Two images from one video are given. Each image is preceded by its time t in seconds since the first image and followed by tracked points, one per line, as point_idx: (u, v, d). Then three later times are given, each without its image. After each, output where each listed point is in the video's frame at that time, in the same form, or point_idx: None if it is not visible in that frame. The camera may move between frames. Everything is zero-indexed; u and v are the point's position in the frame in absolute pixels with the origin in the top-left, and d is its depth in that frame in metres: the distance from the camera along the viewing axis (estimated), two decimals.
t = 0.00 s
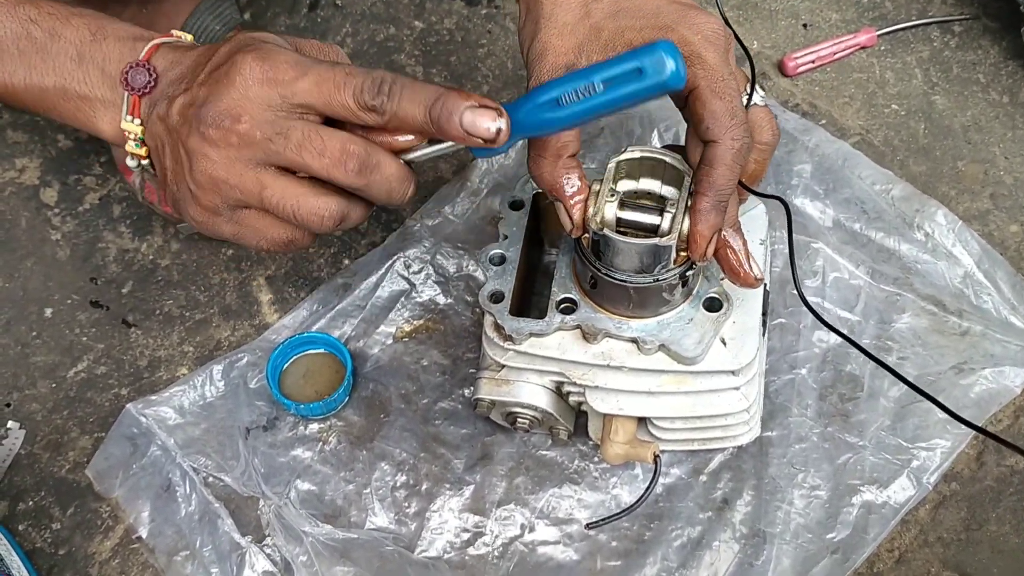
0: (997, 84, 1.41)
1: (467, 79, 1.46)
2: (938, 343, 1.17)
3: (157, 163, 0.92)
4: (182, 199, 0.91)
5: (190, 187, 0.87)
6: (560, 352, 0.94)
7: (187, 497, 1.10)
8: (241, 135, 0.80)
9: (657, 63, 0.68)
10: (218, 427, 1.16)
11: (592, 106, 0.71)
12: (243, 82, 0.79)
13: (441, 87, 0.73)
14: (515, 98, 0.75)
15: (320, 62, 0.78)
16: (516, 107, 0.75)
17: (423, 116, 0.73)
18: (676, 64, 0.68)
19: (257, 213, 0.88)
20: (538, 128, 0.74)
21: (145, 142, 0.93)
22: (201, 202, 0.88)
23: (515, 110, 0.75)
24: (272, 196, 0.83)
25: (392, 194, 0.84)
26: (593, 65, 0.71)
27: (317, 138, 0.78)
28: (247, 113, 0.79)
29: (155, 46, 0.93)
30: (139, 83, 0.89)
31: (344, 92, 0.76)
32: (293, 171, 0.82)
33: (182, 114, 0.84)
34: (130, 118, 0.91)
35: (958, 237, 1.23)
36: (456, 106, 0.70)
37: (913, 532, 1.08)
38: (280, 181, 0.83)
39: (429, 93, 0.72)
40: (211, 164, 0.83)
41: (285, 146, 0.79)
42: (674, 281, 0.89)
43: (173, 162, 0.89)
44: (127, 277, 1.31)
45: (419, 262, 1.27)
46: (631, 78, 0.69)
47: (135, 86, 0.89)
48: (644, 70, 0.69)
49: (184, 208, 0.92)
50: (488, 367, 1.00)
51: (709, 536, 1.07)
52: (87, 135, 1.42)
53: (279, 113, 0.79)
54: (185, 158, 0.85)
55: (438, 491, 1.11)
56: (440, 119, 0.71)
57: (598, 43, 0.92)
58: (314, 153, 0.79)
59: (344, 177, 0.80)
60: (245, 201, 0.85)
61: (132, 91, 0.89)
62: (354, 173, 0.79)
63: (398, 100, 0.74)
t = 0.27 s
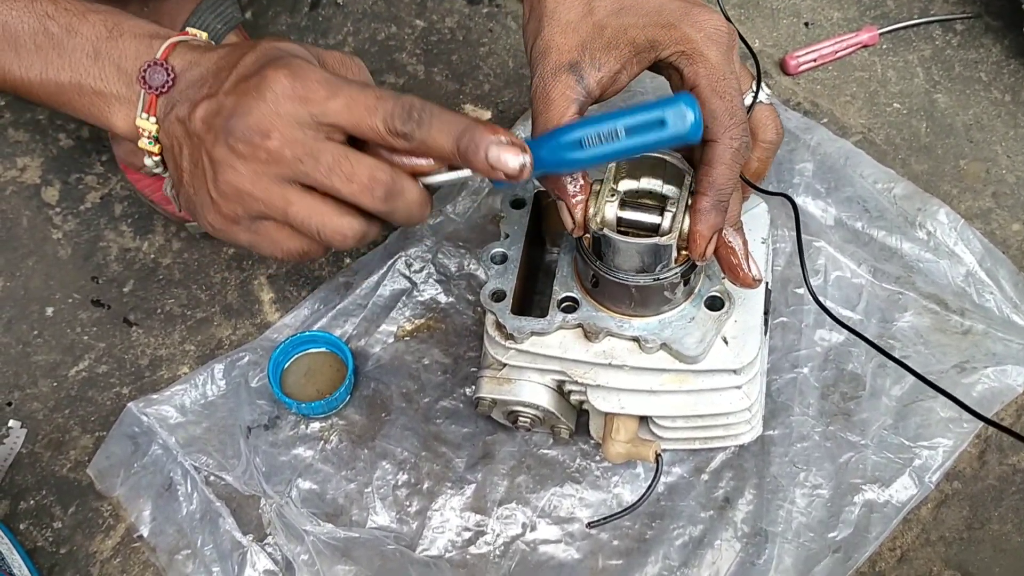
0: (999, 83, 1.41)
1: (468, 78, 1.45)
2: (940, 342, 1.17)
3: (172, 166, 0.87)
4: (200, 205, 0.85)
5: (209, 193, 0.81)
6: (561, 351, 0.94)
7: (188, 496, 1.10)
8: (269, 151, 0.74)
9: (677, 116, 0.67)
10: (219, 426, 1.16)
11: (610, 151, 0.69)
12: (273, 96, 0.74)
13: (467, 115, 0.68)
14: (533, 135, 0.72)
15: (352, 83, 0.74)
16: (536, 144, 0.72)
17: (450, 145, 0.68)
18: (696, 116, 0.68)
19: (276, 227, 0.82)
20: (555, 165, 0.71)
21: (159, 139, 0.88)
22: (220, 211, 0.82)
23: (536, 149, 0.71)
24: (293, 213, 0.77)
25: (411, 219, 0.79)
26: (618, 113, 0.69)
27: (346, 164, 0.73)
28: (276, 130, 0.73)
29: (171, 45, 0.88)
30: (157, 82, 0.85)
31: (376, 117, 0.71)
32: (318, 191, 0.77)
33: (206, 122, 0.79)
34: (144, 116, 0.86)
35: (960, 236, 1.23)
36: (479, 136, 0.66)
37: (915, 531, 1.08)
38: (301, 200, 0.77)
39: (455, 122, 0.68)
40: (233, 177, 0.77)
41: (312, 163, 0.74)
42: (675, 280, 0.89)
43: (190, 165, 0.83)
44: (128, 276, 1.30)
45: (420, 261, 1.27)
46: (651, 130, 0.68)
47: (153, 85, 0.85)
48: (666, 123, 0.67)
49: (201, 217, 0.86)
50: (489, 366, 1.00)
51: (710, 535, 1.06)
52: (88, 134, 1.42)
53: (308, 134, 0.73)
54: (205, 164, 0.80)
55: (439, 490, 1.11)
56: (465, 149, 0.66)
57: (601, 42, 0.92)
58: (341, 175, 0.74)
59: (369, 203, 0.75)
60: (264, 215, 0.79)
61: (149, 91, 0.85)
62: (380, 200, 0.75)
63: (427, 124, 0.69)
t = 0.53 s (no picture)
0: (998, 83, 1.41)
1: (467, 78, 1.45)
2: (939, 342, 1.17)
3: (177, 168, 0.86)
4: (206, 207, 0.84)
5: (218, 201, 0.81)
6: (560, 351, 0.94)
7: (187, 496, 1.10)
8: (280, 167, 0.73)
9: (682, 146, 0.70)
10: (219, 426, 1.16)
11: (616, 175, 0.72)
12: (283, 109, 0.73)
13: (481, 139, 0.69)
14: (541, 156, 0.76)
15: (366, 100, 0.72)
16: (544, 163, 0.75)
17: (463, 169, 0.69)
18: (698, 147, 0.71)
19: (284, 235, 0.82)
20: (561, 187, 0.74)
21: (161, 137, 0.87)
22: (229, 217, 0.82)
23: (544, 168, 0.75)
24: (303, 226, 0.77)
25: (418, 232, 0.80)
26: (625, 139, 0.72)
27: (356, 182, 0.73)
28: (286, 146, 0.73)
29: (174, 42, 0.86)
30: (160, 81, 0.84)
31: (388, 137, 0.71)
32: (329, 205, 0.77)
33: (214, 129, 0.78)
34: (146, 114, 0.85)
35: (958, 236, 1.23)
36: (490, 161, 0.68)
37: (913, 531, 1.08)
38: (312, 214, 0.77)
39: (470, 145, 0.69)
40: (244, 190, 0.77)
41: (320, 179, 0.73)
42: (673, 280, 0.89)
43: (198, 171, 0.82)
44: (127, 276, 1.31)
45: (420, 261, 1.27)
46: (656, 158, 0.71)
47: (157, 84, 0.84)
48: (670, 151, 0.70)
49: (206, 220, 0.86)
50: (488, 366, 1.00)
51: (709, 535, 1.07)
52: (87, 135, 1.42)
53: (317, 149, 0.73)
54: (213, 173, 0.79)
55: (438, 490, 1.11)
56: (477, 175, 0.68)
57: (625, 32, 0.94)
58: (350, 194, 0.73)
59: (379, 220, 0.75)
60: (273, 224, 0.79)
61: (151, 89, 0.84)
62: (390, 220, 0.75)
63: (441, 148, 0.69)
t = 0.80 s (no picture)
0: (995, 82, 1.41)
1: (465, 78, 1.45)
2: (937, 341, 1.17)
3: (169, 162, 0.88)
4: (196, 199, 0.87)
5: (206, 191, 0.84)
6: (557, 350, 0.94)
7: (184, 495, 1.10)
8: (264, 152, 0.76)
9: (672, 111, 0.68)
10: (216, 426, 1.16)
11: (606, 146, 0.71)
12: (266, 96, 0.76)
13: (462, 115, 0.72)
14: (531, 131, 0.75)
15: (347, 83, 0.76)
16: (534, 138, 0.74)
17: (445, 145, 0.72)
18: (693, 114, 0.68)
19: (274, 225, 0.85)
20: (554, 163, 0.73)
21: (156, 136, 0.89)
22: (217, 209, 0.85)
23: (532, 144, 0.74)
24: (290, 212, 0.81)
25: (404, 218, 0.83)
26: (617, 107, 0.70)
27: (340, 164, 0.77)
28: (271, 133, 0.76)
29: (168, 41, 0.88)
30: (153, 79, 0.85)
31: (370, 117, 0.74)
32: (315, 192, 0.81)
33: (202, 121, 0.81)
34: (141, 113, 0.87)
35: (957, 235, 1.23)
36: (475, 137, 0.70)
37: (911, 530, 1.08)
38: (300, 203, 0.81)
39: (451, 122, 0.72)
40: (230, 178, 0.79)
41: (304, 164, 0.77)
42: (671, 279, 0.89)
43: (188, 164, 0.85)
44: (124, 276, 1.30)
45: (417, 261, 1.27)
46: (645, 125, 0.69)
47: (150, 81, 0.85)
48: (661, 116, 0.68)
49: (197, 213, 0.89)
50: (485, 365, 1.00)
51: (706, 534, 1.07)
52: (84, 134, 1.42)
53: (302, 135, 0.77)
54: (201, 164, 0.82)
55: (435, 490, 1.11)
56: (461, 150, 0.71)
57: (616, 18, 0.95)
58: (334, 177, 0.77)
59: (363, 202, 0.79)
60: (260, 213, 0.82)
61: (145, 87, 0.85)
62: (373, 203, 0.79)
63: (422, 128, 0.73)
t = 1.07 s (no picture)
0: (996, 80, 1.40)
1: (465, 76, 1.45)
2: (937, 339, 1.17)
3: (185, 118, 0.88)
4: (210, 157, 0.86)
5: (222, 146, 0.82)
6: (558, 348, 0.94)
7: (183, 493, 1.10)
8: (285, 98, 0.76)
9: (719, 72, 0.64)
10: (215, 424, 1.16)
11: (648, 100, 0.67)
12: (285, 36, 0.75)
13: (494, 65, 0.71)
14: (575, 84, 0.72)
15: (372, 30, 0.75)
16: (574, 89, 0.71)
17: (475, 96, 0.71)
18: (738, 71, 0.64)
19: (291, 179, 0.84)
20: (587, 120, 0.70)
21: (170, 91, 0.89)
22: (233, 162, 0.83)
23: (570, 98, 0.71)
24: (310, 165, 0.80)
25: (429, 174, 0.81)
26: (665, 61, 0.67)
27: (364, 111, 0.76)
28: (292, 79, 0.75)
29: None
30: (166, 31, 0.86)
31: (397, 65, 0.74)
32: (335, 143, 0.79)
33: (218, 69, 0.80)
34: (154, 66, 0.87)
35: (957, 233, 1.23)
36: (508, 86, 0.69)
37: (911, 528, 1.08)
38: (319, 155, 0.79)
39: (484, 71, 0.71)
40: (247, 126, 0.78)
41: (327, 114, 0.76)
42: (671, 277, 0.88)
43: (204, 119, 0.85)
44: (123, 274, 1.30)
45: (417, 259, 1.27)
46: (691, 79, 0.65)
47: (164, 33, 0.86)
48: (705, 69, 0.65)
49: (212, 168, 0.87)
50: (485, 363, 1.00)
51: (707, 532, 1.06)
52: (84, 132, 1.42)
53: (323, 82, 0.76)
54: (217, 118, 0.81)
55: (435, 488, 1.11)
56: (493, 102, 0.69)
57: (630, 13, 0.95)
58: (358, 123, 0.76)
59: (387, 152, 0.77)
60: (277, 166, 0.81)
61: (160, 40, 0.86)
62: (398, 151, 0.77)
63: (451, 77, 0.72)
